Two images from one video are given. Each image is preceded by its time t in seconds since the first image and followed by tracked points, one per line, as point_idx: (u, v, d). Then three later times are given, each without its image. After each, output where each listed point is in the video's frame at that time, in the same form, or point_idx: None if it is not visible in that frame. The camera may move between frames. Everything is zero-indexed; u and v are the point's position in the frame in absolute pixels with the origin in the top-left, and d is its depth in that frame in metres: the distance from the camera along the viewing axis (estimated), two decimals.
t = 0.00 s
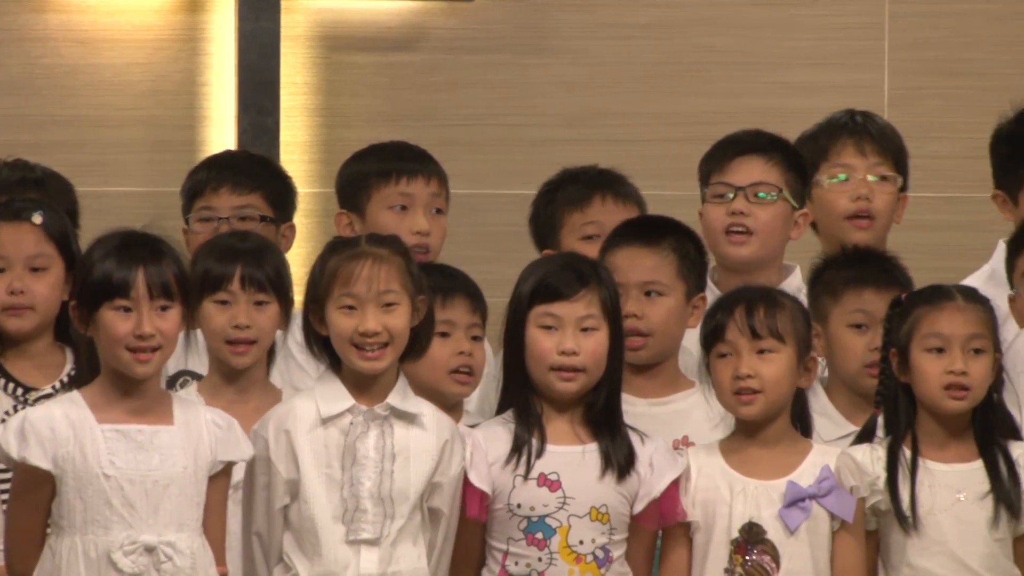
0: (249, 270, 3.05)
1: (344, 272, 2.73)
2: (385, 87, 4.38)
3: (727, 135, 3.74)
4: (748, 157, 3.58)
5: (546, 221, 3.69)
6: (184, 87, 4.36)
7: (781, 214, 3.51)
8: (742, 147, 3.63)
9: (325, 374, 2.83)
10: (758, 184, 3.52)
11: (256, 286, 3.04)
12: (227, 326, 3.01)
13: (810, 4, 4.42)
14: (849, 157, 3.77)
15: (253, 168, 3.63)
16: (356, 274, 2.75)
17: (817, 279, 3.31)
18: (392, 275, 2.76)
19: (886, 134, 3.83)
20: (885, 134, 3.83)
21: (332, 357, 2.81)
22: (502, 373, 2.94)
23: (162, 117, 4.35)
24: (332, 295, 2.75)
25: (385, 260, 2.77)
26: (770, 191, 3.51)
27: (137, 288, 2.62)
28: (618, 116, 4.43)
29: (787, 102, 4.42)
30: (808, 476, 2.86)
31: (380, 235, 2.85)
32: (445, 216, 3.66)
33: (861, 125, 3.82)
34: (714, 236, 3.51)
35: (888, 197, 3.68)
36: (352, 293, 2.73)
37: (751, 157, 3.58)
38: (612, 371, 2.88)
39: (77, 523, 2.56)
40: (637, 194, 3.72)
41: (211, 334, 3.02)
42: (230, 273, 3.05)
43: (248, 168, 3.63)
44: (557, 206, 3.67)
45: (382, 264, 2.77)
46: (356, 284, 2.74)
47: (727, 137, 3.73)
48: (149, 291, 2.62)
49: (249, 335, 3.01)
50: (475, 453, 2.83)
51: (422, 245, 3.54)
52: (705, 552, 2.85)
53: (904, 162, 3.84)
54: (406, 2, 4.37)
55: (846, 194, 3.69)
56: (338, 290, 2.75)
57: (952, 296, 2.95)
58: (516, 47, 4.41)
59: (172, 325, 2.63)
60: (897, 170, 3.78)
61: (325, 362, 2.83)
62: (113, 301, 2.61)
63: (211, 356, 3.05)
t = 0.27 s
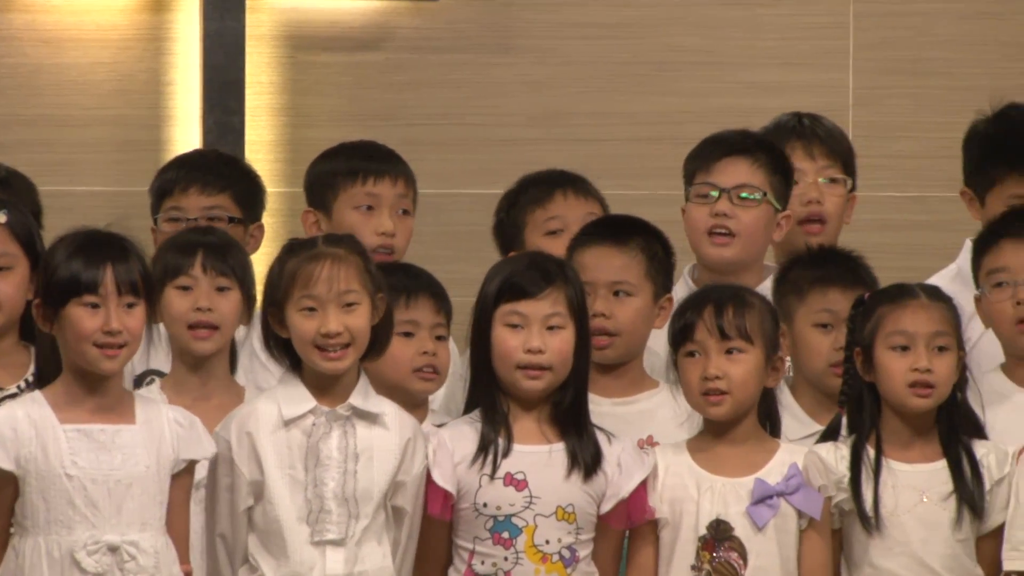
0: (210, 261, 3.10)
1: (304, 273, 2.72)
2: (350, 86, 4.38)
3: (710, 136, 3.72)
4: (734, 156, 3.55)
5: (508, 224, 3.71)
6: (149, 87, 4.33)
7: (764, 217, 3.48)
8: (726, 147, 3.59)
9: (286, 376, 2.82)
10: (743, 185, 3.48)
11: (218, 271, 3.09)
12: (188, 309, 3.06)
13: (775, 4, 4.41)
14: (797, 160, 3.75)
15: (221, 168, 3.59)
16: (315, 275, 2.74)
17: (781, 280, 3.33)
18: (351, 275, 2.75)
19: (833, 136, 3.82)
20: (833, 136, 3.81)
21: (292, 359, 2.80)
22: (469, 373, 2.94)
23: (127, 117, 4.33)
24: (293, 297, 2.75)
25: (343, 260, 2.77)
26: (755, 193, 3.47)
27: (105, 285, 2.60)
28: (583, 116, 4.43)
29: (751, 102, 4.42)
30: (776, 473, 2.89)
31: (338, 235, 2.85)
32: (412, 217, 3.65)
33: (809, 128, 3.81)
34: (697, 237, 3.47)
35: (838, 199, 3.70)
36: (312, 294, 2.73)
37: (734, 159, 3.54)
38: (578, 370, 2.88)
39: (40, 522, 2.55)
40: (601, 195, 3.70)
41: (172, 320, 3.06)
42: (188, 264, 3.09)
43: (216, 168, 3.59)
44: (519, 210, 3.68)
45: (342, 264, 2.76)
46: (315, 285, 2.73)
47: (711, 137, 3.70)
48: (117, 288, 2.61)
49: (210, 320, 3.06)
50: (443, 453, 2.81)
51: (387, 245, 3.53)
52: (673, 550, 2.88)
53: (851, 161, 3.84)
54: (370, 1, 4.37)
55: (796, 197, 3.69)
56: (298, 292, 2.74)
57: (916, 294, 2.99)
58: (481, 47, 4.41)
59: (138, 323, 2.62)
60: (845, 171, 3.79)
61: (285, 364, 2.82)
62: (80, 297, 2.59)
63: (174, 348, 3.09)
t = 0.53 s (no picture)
0: (192, 262, 3.08)
1: (270, 275, 2.73)
2: (330, 86, 4.39)
3: (708, 136, 3.73)
4: (736, 159, 3.55)
5: (486, 224, 3.73)
6: (130, 87, 4.33)
7: (766, 221, 3.48)
8: (727, 149, 3.59)
9: (252, 377, 2.82)
10: (746, 189, 3.48)
11: (199, 273, 3.08)
12: (170, 311, 3.04)
13: (756, 4, 4.42)
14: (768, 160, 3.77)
15: (207, 168, 3.55)
16: (281, 277, 2.75)
17: (758, 279, 3.34)
18: (317, 277, 2.76)
19: (808, 137, 3.83)
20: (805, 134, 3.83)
21: (258, 360, 2.81)
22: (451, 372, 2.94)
23: (108, 117, 4.32)
24: (259, 298, 2.75)
25: (309, 261, 2.78)
26: (757, 197, 3.48)
27: (87, 287, 2.60)
28: (562, 116, 4.43)
29: (730, 102, 4.43)
30: (760, 471, 2.93)
31: (303, 237, 2.86)
32: (398, 217, 3.64)
33: (782, 127, 3.82)
34: (699, 239, 3.47)
35: (811, 200, 3.70)
36: (277, 296, 2.73)
37: (737, 162, 3.54)
38: (560, 369, 2.88)
39: (17, 523, 2.54)
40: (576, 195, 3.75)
41: (154, 320, 3.04)
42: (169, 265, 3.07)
43: (202, 167, 3.55)
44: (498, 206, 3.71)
45: (308, 266, 2.77)
46: (281, 286, 2.74)
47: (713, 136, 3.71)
48: (99, 290, 2.61)
49: (192, 323, 3.05)
50: (423, 453, 2.82)
51: (375, 245, 3.52)
52: (658, 548, 2.91)
53: (824, 160, 3.86)
54: (351, 1, 4.37)
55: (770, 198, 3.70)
56: (264, 294, 2.74)
57: (902, 295, 3.02)
58: (461, 47, 4.41)
59: (118, 326, 2.62)
60: (818, 171, 3.80)
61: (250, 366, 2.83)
62: (62, 300, 2.59)
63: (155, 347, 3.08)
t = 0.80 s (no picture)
0: (179, 274, 3.08)
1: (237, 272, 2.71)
2: (316, 86, 4.38)
3: (707, 138, 3.75)
4: (739, 163, 3.58)
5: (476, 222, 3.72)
6: (116, 87, 4.32)
7: (768, 225, 3.51)
8: (728, 152, 3.62)
9: (220, 376, 2.80)
10: (749, 192, 3.52)
11: (185, 287, 3.07)
12: (156, 328, 3.04)
13: (742, 4, 4.42)
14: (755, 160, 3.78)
15: (195, 169, 3.52)
16: (248, 274, 2.73)
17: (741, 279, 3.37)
18: (284, 274, 2.74)
19: (794, 137, 3.84)
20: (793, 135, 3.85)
21: (225, 359, 2.78)
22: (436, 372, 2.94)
23: (94, 117, 4.31)
24: (226, 295, 2.73)
25: (277, 258, 2.76)
26: (760, 201, 3.51)
27: (67, 289, 2.60)
28: (549, 116, 4.43)
29: (716, 102, 4.43)
30: (747, 472, 2.95)
31: (272, 235, 2.84)
32: (389, 217, 3.61)
33: (768, 126, 3.83)
34: (702, 242, 3.49)
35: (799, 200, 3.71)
36: (244, 292, 2.72)
37: (737, 166, 3.58)
38: (544, 370, 2.88)
39: None
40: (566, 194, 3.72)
41: (141, 336, 3.04)
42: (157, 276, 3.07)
43: (189, 168, 3.53)
44: (488, 205, 3.69)
45: (275, 263, 2.75)
46: (248, 283, 2.72)
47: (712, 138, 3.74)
48: (78, 293, 2.61)
49: (179, 339, 3.04)
50: (409, 453, 2.81)
51: (364, 246, 3.51)
52: (647, 548, 2.93)
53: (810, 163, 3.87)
54: (336, 1, 4.38)
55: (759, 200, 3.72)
56: (232, 291, 2.72)
57: (891, 295, 3.06)
58: (447, 47, 4.40)
59: (97, 328, 2.62)
60: (805, 171, 3.81)
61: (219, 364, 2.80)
62: (42, 301, 2.59)
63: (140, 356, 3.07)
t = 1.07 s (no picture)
0: (154, 260, 3.09)
1: (210, 265, 2.74)
2: (295, 87, 4.38)
3: (690, 139, 3.76)
4: (722, 165, 3.58)
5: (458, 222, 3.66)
6: (95, 87, 4.33)
7: (753, 228, 3.52)
8: (711, 155, 3.62)
9: (189, 373, 2.81)
10: (732, 195, 3.52)
11: (160, 271, 3.08)
12: (132, 309, 3.05)
13: (720, 5, 4.44)
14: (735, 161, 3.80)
15: (174, 168, 3.53)
16: (221, 269, 2.76)
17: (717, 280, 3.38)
18: (257, 270, 2.78)
19: (777, 137, 3.84)
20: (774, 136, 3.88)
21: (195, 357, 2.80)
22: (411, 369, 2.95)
23: (72, 119, 4.32)
24: (198, 289, 2.76)
25: (250, 255, 2.79)
26: (744, 204, 3.51)
27: (28, 279, 2.70)
28: (526, 116, 4.44)
29: (693, 103, 4.45)
30: (724, 475, 2.97)
31: (245, 235, 2.87)
32: (368, 216, 3.61)
33: (753, 128, 3.83)
34: (686, 246, 3.50)
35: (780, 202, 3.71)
36: (217, 286, 2.74)
37: (719, 168, 3.58)
38: (518, 370, 2.88)
39: None
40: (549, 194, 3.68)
41: (116, 320, 3.04)
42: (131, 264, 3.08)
43: (167, 168, 3.53)
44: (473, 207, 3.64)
45: (248, 259, 2.78)
46: (221, 277, 2.75)
47: (695, 140, 3.74)
48: (40, 282, 2.71)
49: (154, 319, 3.05)
50: (383, 453, 2.81)
51: (342, 245, 3.51)
52: (624, 548, 2.94)
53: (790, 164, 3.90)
54: (314, 3, 4.39)
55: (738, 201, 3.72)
56: (203, 284, 2.75)
57: (869, 296, 3.09)
58: (425, 47, 4.41)
59: (60, 316, 2.71)
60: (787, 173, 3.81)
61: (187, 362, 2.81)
62: (5, 292, 2.69)
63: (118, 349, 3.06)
